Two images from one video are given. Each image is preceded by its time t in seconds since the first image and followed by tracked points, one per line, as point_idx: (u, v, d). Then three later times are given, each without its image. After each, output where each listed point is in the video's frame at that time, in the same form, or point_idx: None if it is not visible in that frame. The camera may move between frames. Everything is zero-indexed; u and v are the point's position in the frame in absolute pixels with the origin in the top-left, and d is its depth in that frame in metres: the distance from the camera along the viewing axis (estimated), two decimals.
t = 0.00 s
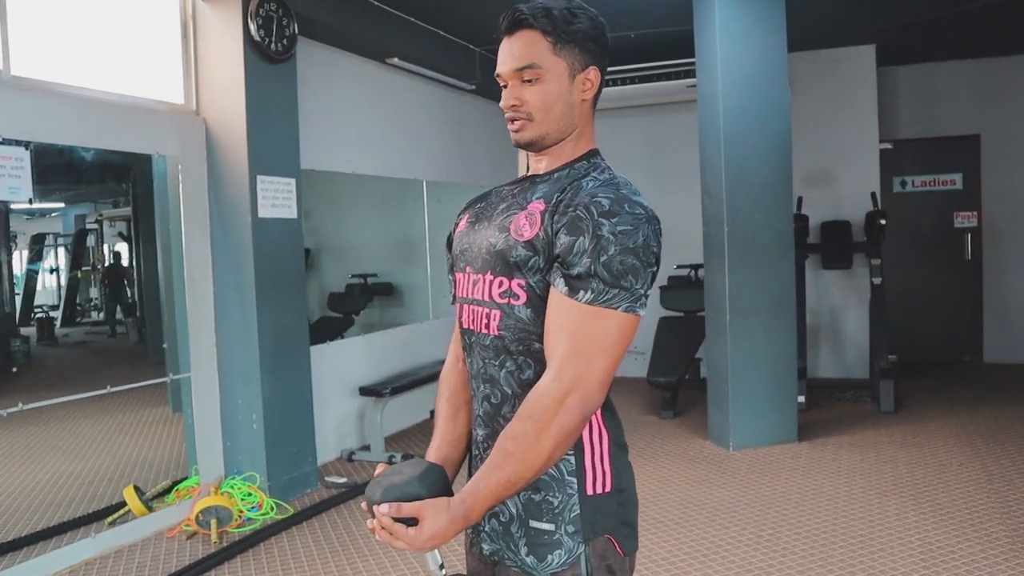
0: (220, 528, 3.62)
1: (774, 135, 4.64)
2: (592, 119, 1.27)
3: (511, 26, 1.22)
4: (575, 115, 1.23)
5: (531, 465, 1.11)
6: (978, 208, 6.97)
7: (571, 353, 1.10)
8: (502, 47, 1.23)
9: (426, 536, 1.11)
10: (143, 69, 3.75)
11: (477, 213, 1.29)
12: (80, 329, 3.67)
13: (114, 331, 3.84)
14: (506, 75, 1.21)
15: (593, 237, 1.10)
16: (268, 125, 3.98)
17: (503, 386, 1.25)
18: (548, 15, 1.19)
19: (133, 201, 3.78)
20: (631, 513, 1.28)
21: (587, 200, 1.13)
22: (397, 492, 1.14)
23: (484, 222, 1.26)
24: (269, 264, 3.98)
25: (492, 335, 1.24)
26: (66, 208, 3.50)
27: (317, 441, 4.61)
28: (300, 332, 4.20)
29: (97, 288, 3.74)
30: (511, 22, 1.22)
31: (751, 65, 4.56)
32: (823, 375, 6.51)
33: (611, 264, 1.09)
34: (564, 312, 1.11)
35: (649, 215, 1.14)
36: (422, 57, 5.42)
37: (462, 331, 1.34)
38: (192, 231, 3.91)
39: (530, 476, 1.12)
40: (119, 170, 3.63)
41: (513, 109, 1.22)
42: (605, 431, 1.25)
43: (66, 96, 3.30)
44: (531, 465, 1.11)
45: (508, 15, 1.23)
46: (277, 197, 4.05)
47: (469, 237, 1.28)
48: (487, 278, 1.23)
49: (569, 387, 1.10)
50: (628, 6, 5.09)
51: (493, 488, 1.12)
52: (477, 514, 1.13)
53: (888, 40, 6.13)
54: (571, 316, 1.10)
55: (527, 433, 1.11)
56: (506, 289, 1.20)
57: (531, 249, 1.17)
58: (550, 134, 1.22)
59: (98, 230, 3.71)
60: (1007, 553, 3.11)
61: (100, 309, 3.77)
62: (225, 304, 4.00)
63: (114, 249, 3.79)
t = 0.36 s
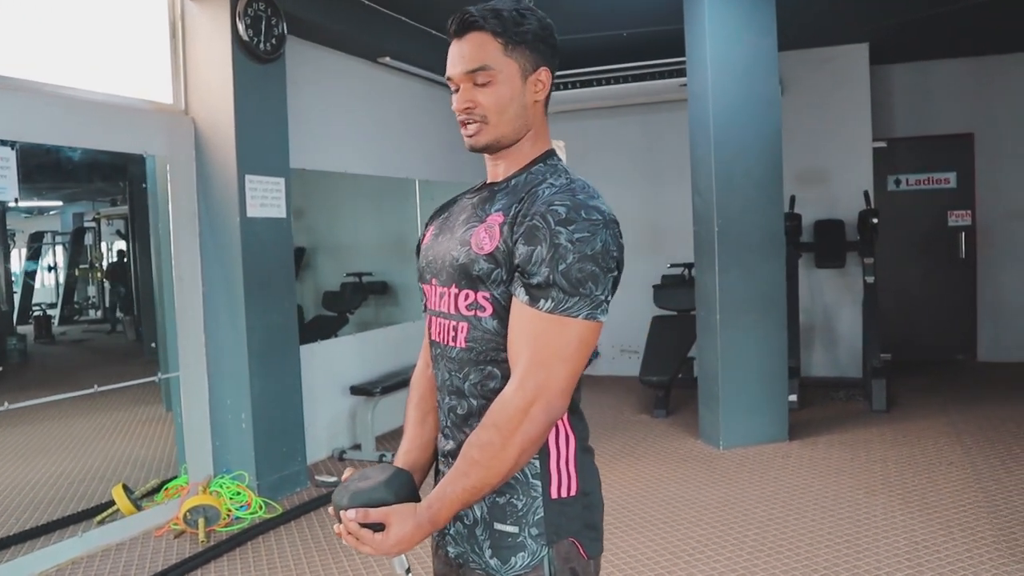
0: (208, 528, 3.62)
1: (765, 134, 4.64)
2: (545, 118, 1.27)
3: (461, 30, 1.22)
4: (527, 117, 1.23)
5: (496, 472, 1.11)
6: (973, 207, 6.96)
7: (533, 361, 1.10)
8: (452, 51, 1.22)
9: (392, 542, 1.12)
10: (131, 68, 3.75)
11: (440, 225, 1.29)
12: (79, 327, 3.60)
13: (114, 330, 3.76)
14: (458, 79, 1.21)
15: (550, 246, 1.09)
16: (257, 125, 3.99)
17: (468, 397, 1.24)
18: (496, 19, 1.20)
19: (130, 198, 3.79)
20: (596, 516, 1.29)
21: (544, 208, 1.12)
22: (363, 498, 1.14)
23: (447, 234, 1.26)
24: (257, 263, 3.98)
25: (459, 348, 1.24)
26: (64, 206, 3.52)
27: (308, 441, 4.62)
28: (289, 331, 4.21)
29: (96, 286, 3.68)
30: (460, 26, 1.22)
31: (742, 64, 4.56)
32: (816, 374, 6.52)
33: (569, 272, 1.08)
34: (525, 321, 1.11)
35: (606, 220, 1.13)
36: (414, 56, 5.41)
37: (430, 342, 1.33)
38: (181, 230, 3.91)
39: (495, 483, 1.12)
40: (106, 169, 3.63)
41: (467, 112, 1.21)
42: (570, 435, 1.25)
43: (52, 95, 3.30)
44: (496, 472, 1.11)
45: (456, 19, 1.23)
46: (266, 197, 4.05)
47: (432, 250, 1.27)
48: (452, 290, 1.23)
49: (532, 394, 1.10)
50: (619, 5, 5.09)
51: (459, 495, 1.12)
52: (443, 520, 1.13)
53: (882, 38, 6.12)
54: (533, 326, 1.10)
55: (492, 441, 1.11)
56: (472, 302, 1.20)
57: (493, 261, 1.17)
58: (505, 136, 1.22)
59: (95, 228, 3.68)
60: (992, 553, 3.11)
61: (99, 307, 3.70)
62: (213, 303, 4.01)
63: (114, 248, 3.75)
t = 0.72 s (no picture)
0: (196, 525, 3.68)
1: (756, 134, 4.64)
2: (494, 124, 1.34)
3: (440, 15, 1.26)
4: (485, 116, 1.29)
5: (441, 465, 1.12)
6: (969, 207, 6.95)
7: (478, 359, 1.12)
8: (427, 32, 1.25)
9: (336, 528, 1.12)
10: (121, 69, 3.77)
11: (387, 234, 1.32)
12: (81, 326, 3.64)
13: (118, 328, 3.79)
14: (430, 60, 1.23)
15: (485, 244, 1.13)
16: (246, 125, 4.01)
17: (420, 399, 1.27)
18: (480, 15, 1.26)
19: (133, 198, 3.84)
20: (551, 513, 1.29)
21: (477, 208, 1.16)
22: (307, 484, 1.15)
23: (393, 242, 1.29)
24: (247, 263, 4.00)
25: (410, 353, 1.26)
26: (66, 205, 3.59)
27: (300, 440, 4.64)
28: (280, 330, 4.23)
29: (99, 285, 3.74)
30: (441, 12, 1.26)
31: (732, 64, 4.56)
32: (812, 374, 6.51)
33: (505, 268, 1.11)
34: (468, 321, 1.13)
35: (540, 215, 1.16)
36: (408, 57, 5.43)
37: (385, 349, 1.35)
38: (171, 230, 3.93)
39: (440, 477, 1.13)
40: (95, 169, 3.65)
41: (434, 94, 1.23)
42: (526, 433, 1.26)
43: (40, 96, 3.31)
44: (441, 465, 1.12)
45: (436, 4, 1.26)
46: (256, 196, 4.07)
47: (381, 259, 1.31)
48: (400, 298, 1.26)
49: (478, 391, 1.12)
50: (612, 6, 5.10)
51: (404, 486, 1.12)
52: (387, 510, 1.13)
53: (877, 38, 6.11)
54: (476, 324, 1.12)
55: (437, 435, 1.12)
56: (419, 308, 1.23)
57: (435, 267, 1.20)
58: (462, 129, 1.26)
59: (98, 227, 3.74)
60: (975, 553, 3.11)
61: (102, 305, 3.76)
62: (204, 303, 4.03)
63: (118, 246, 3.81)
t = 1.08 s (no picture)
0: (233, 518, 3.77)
1: (791, 133, 4.59)
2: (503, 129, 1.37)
3: (443, 27, 1.28)
4: (495, 122, 1.32)
5: (438, 458, 1.16)
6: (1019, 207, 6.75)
7: (477, 355, 1.15)
8: (432, 46, 1.28)
9: (332, 512, 1.15)
10: (163, 74, 3.90)
11: (401, 236, 1.36)
12: (134, 323, 3.80)
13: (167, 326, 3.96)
14: (436, 73, 1.27)
15: (491, 246, 1.16)
16: (283, 128, 4.11)
17: (425, 399, 1.29)
18: (482, 24, 1.28)
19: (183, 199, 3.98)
20: (550, 511, 1.32)
21: (485, 210, 1.19)
22: (306, 468, 1.19)
23: (406, 244, 1.32)
24: (283, 262, 4.10)
25: (419, 352, 1.29)
26: (122, 206, 3.75)
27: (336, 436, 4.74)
28: (316, 329, 4.33)
29: (151, 284, 3.92)
30: (443, 24, 1.28)
31: (767, 63, 4.52)
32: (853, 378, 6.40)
33: (509, 270, 1.14)
34: (471, 318, 1.16)
35: (546, 219, 1.18)
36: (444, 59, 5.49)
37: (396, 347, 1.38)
38: (210, 231, 4.05)
39: (436, 469, 1.17)
40: (137, 172, 3.78)
41: (443, 106, 1.27)
42: (526, 433, 1.28)
43: (85, 102, 3.45)
44: (438, 458, 1.16)
45: (438, 17, 1.29)
46: (293, 198, 4.17)
47: (394, 260, 1.34)
48: (411, 298, 1.29)
49: (477, 387, 1.14)
50: (647, 6, 5.08)
51: (401, 476, 1.16)
52: (384, 498, 1.16)
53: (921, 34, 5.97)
54: (478, 322, 1.15)
55: (435, 427, 1.15)
56: (429, 307, 1.26)
57: (444, 268, 1.23)
58: (473, 136, 1.29)
59: (150, 228, 3.90)
60: (1009, 562, 3.03)
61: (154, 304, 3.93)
62: (242, 302, 4.14)
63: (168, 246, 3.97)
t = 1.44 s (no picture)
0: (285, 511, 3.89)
1: (843, 132, 4.51)
2: (522, 127, 1.38)
3: (433, 55, 1.31)
4: (507, 131, 1.34)
5: (470, 457, 1.20)
6: None
7: (505, 358, 1.19)
8: (428, 77, 1.32)
9: (371, 508, 1.21)
10: (220, 80, 4.05)
11: (437, 243, 1.41)
12: (196, 321, 4.04)
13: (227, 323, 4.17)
14: (436, 105, 1.31)
15: (518, 250, 1.20)
16: (335, 131, 4.22)
17: (459, 399, 1.34)
18: (465, 44, 1.28)
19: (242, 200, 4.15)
20: (576, 510, 1.36)
21: (512, 215, 1.23)
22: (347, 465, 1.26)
23: (441, 250, 1.37)
24: (334, 262, 4.21)
25: (454, 354, 1.34)
26: (185, 206, 3.97)
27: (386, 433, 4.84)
28: (367, 328, 4.44)
29: (212, 283, 4.14)
30: (432, 52, 1.31)
31: (819, 60, 4.44)
32: (911, 381, 6.23)
33: (534, 273, 1.18)
34: (499, 321, 1.20)
35: (572, 223, 1.22)
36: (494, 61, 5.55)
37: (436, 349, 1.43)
38: (265, 232, 4.18)
39: (469, 468, 1.21)
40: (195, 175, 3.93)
41: (449, 135, 1.32)
42: (553, 433, 1.32)
43: (146, 108, 3.60)
44: (470, 457, 1.20)
45: (428, 44, 1.31)
46: (344, 199, 4.28)
47: (431, 266, 1.39)
48: (446, 302, 1.34)
49: (506, 389, 1.18)
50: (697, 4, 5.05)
51: (436, 474, 1.21)
52: (419, 496, 1.21)
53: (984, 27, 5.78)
54: (506, 324, 1.19)
55: (467, 428, 1.19)
56: (462, 311, 1.30)
57: (475, 273, 1.27)
58: (486, 152, 1.33)
59: (212, 228, 4.10)
60: None
61: (216, 301, 4.15)
62: (295, 301, 4.27)
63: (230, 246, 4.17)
